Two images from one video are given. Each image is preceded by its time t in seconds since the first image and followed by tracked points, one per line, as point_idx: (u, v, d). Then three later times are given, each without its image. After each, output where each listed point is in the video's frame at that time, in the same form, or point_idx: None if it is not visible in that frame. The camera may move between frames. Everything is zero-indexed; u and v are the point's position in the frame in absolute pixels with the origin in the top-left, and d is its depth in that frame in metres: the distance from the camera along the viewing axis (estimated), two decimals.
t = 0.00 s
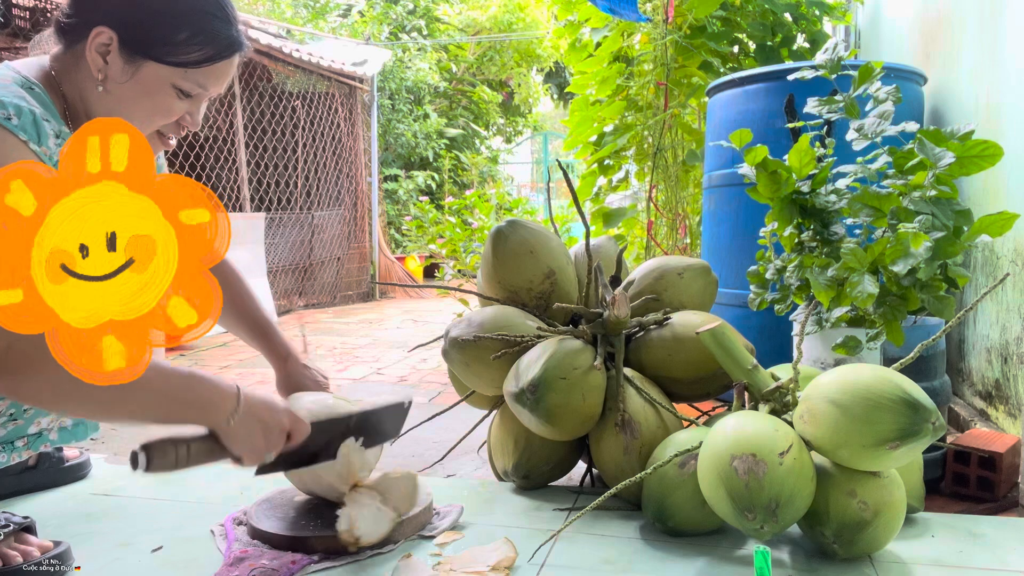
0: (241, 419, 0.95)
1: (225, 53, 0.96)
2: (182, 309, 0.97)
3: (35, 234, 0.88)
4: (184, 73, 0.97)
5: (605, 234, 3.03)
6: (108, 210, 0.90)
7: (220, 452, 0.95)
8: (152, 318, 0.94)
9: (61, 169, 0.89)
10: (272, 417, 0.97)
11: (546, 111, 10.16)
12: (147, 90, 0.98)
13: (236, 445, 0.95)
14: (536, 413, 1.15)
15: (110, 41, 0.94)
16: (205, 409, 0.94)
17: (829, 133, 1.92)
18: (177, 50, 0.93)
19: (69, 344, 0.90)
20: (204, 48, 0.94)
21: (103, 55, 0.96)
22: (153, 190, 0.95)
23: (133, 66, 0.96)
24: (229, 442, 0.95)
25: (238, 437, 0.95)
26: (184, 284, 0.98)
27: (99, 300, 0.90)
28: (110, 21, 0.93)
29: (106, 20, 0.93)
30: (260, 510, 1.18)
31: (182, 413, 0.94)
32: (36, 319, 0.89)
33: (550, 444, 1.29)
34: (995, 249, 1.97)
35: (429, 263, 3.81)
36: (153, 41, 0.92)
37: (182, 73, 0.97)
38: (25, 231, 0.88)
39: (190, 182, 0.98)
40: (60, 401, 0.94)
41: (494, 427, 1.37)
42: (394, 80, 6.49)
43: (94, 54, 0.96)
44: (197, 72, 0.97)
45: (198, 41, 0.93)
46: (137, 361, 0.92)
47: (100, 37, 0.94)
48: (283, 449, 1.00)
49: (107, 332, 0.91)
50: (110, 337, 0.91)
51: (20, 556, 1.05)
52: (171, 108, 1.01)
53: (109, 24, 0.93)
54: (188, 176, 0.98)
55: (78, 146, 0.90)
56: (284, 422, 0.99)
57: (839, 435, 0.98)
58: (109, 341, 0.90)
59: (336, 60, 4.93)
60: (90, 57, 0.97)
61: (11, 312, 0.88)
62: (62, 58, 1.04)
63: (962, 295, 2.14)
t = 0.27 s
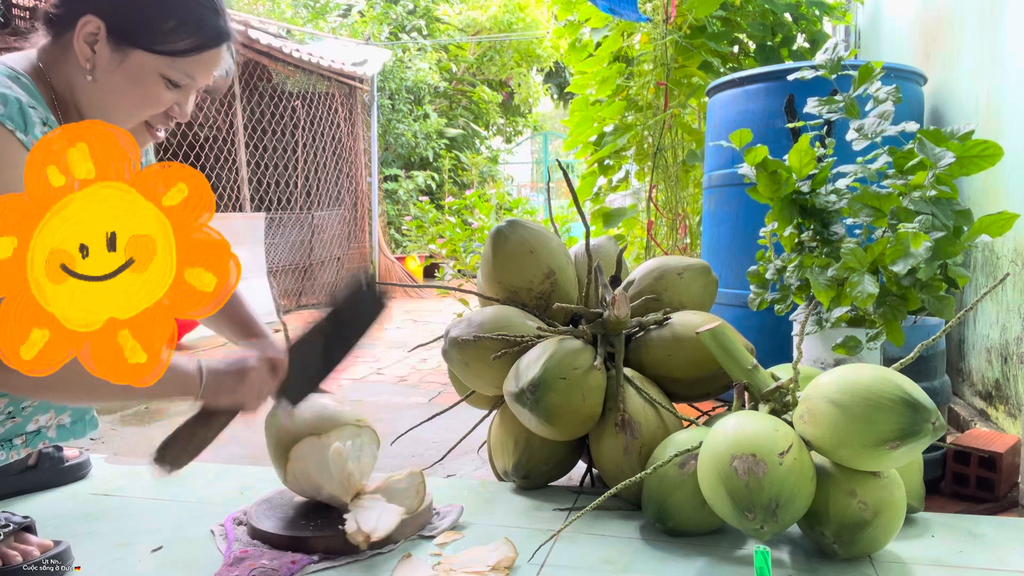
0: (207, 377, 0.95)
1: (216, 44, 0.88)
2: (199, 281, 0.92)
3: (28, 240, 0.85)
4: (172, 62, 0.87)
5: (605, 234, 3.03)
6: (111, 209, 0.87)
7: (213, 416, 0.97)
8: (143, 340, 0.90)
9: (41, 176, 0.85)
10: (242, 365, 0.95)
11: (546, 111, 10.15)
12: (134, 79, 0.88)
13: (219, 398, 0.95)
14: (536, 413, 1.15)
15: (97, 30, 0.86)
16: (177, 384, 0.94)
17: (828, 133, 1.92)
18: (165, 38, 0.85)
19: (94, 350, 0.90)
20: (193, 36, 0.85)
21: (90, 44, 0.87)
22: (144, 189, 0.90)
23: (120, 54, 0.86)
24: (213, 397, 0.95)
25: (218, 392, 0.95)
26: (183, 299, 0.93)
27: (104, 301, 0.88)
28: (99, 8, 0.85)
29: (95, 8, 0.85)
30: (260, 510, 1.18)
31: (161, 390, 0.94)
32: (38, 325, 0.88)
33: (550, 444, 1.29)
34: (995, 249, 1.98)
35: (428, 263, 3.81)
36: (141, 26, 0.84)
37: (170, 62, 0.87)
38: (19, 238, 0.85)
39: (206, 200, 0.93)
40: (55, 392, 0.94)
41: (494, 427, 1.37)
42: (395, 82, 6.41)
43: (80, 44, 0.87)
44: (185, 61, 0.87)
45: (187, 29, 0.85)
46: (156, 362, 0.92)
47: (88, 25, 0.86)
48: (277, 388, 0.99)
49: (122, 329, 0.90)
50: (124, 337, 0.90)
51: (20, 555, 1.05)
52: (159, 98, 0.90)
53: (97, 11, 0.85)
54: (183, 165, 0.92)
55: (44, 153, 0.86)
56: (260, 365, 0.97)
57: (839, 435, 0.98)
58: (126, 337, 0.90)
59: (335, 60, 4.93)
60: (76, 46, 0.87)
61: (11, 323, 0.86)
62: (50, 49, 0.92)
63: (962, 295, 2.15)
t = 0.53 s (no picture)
0: (212, 465, 1.00)
1: (191, 34, 0.94)
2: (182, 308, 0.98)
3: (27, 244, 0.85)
4: (149, 54, 0.94)
5: (605, 234, 3.03)
6: (112, 209, 0.87)
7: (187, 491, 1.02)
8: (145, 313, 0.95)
9: (25, 180, 0.84)
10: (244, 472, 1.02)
11: (546, 111, 10.15)
12: (113, 72, 0.95)
13: (203, 491, 1.01)
14: (536, 413, 1.15)
15: (74, 24, 0.90)
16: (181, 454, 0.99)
17: (829, 133, 1.92)
18: (142, 30, 0.91)
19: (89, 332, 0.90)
20: (169, 28, 0.92)
21: (66, 38, 0.92)
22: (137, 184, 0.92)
23: (97, 48, 0.92)
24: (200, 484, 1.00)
25: (207, 483, 1.00)
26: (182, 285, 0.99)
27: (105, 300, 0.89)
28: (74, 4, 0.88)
29: (70, 3, 0.88)
30: (260, 510, 1.18)
31: (154, 451, 0.98)
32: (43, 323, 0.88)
33: (550, 444, 1.29)
34: (995, 249, 1.97)
35: (429, 263, 3.81)
36: (116, 21, 0.89)
37: (147, 55, 0.94)
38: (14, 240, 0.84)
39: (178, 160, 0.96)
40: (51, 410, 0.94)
41: (495, 427, 1.37)
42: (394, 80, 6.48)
43: (57, 38, 0.92)
44: (162, 53, 0.94)
45: (163, 21, 0.91)
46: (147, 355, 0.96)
47: (64, 19, 0.90)
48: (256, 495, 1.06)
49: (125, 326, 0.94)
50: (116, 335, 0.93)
51: (20, 556, 1.05)
52: (137, 90, 0.99)
53: (73, 7, 0.88)
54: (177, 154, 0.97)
55: (14, 157, 0.86)
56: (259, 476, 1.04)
57: (839, 435, 0.98)
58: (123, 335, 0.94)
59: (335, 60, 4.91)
60: (54, 41, 0.92)
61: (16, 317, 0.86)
62: (28, 48, 1.03)
63: (962, 295, 2.14)
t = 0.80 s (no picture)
0: (216, 388, 0.97)
1: (195, 37, 0.91)
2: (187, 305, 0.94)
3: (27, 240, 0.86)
4: (153, 59, 0.90)
5: (605, 234, 3.03)
6: (108, 210, 0.88)
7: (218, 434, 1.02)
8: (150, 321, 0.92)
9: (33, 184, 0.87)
10: (247, 377, 0.99)
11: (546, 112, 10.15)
12: (115, 78, 0.91)
13: (224, 416, 0.99)
14: (535, 413, 1.15)
15: (75, 29, 0.88)
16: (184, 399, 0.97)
17: (829, 133, 1.92)
18: (143, 35, 0.88)
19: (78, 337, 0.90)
20: (172, 31, 0.89)
21: (68, 44, 0.89)
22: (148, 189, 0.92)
23: (99, 54, 0.89)
24: (217, 413, 0.99)
25: (226, 408, 0.99)
26: (185, 285, 0.94)
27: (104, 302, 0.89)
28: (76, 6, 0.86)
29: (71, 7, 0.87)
30: (260, 510, 1.18)
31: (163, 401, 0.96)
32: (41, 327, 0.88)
33: (550, 444, 1.29)
34: (995, 249, 1.98)
35: (429, 263, 3.81)
36: (117, 26, 0.86)
37: (150, 59, 0.91)
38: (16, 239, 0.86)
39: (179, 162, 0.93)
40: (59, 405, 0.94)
41: (494, 427, 1.37)
42: (394, 83, 6.29)
43: (59, 44, 0.89)
44: (165, 58, 0.91)
45: (165, 26, 0.88)
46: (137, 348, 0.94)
47: (65, 24, 0.88)
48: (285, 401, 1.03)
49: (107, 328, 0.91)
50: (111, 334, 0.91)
51: (20, 555, 1.05)
52: (141, 96, 0.94)
53: (75, 10, 0.87)
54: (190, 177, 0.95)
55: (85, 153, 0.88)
56: (267, 376, 1.00)
57: (839, 435, 0.98)
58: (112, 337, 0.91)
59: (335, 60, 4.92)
60: (56, 46, 0.89)
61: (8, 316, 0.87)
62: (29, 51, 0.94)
63: (961, 295, 2.15)
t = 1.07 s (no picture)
0: (211, 454, 0.96)
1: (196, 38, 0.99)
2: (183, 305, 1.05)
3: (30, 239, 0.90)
4: (154, 60, 0.98)
5: (605, 234, 3.03)
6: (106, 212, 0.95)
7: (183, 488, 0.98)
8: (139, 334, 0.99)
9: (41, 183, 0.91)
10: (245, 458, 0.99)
11: (546, 112, 10.15)
12: (117, 78, 1.00)
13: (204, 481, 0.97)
14: (536, 413, 1.15)
15: (76, 30, 0.96)
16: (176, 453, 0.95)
17: (829, 133, 1.92)
18: (147, 36, 0.96)
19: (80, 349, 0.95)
20: (173, 33, 0.97)
21: (70, 43, 0.97)
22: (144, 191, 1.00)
23: (100, 53, 0.97)
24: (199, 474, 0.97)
25: (209, 474, 0.96)
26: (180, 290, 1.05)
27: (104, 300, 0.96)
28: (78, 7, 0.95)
29: (73, 8, 0.95)
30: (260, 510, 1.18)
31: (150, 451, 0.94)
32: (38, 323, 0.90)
33: (550, 444, 1.29)
34: (995, 249, 1.97)
35: (429, 262, 3.81)
36: (120, 26, 0.94)
37: (152, 61, 0.99)
38: (18, 241, 0.89)
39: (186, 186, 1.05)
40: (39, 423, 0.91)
41: (495, 427, 1.37)
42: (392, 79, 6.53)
43: (60, 42, 0.97)
44: (167, 58, 0.99)
45: (168, 28, 0.96)
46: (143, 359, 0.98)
47: (67, 24, 0.95)
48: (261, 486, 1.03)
49: (106, 333, 0.95)
50: (110, 337, 0.96)
51: (20, 556, 1.05)
52: (142, 97, 1.03)
53: (77, 12, 0.95)
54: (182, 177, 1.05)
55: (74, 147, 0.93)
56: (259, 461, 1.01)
57: (839, 435, 0.98)
58: (110, 341, 0.95)
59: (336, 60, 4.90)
60: (57, 46, 0.97)
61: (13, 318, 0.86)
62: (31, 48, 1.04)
63: (962, 295, 2.14)
